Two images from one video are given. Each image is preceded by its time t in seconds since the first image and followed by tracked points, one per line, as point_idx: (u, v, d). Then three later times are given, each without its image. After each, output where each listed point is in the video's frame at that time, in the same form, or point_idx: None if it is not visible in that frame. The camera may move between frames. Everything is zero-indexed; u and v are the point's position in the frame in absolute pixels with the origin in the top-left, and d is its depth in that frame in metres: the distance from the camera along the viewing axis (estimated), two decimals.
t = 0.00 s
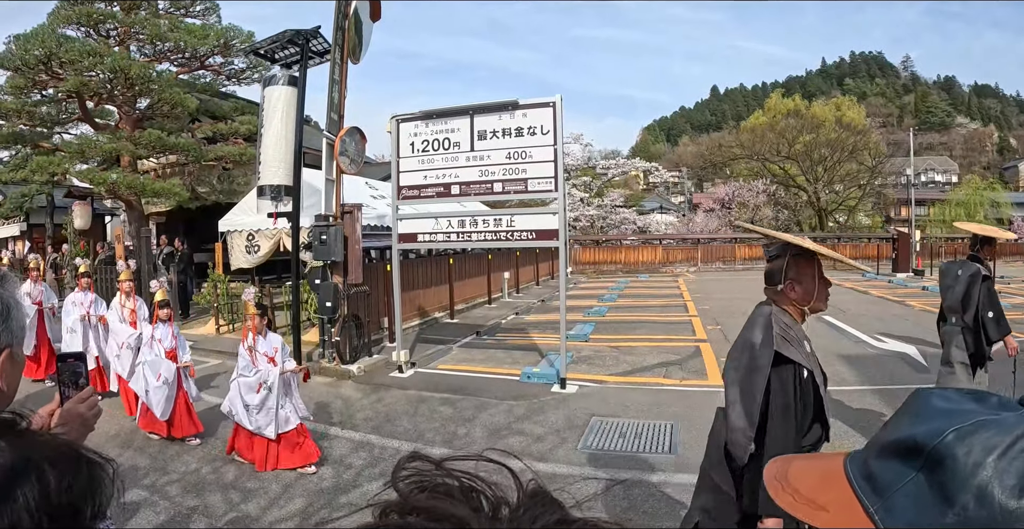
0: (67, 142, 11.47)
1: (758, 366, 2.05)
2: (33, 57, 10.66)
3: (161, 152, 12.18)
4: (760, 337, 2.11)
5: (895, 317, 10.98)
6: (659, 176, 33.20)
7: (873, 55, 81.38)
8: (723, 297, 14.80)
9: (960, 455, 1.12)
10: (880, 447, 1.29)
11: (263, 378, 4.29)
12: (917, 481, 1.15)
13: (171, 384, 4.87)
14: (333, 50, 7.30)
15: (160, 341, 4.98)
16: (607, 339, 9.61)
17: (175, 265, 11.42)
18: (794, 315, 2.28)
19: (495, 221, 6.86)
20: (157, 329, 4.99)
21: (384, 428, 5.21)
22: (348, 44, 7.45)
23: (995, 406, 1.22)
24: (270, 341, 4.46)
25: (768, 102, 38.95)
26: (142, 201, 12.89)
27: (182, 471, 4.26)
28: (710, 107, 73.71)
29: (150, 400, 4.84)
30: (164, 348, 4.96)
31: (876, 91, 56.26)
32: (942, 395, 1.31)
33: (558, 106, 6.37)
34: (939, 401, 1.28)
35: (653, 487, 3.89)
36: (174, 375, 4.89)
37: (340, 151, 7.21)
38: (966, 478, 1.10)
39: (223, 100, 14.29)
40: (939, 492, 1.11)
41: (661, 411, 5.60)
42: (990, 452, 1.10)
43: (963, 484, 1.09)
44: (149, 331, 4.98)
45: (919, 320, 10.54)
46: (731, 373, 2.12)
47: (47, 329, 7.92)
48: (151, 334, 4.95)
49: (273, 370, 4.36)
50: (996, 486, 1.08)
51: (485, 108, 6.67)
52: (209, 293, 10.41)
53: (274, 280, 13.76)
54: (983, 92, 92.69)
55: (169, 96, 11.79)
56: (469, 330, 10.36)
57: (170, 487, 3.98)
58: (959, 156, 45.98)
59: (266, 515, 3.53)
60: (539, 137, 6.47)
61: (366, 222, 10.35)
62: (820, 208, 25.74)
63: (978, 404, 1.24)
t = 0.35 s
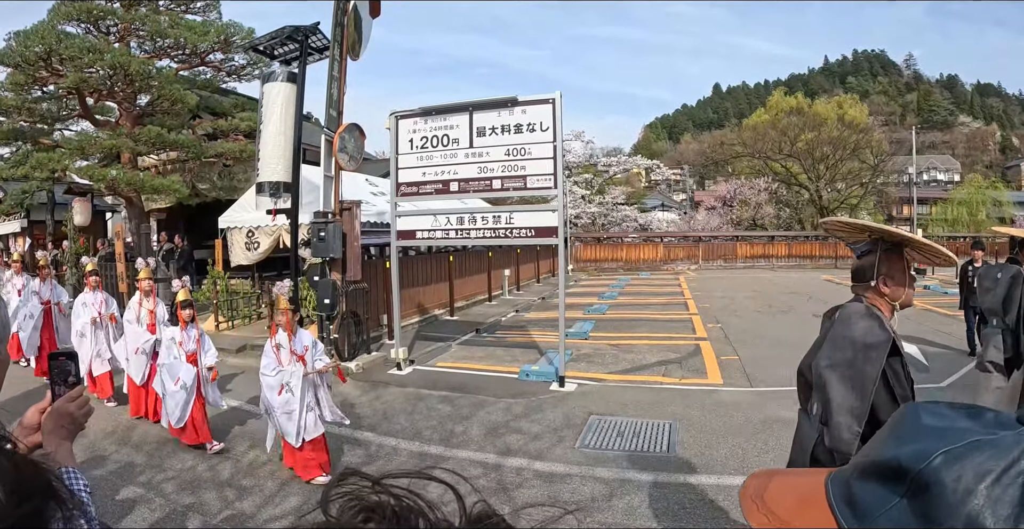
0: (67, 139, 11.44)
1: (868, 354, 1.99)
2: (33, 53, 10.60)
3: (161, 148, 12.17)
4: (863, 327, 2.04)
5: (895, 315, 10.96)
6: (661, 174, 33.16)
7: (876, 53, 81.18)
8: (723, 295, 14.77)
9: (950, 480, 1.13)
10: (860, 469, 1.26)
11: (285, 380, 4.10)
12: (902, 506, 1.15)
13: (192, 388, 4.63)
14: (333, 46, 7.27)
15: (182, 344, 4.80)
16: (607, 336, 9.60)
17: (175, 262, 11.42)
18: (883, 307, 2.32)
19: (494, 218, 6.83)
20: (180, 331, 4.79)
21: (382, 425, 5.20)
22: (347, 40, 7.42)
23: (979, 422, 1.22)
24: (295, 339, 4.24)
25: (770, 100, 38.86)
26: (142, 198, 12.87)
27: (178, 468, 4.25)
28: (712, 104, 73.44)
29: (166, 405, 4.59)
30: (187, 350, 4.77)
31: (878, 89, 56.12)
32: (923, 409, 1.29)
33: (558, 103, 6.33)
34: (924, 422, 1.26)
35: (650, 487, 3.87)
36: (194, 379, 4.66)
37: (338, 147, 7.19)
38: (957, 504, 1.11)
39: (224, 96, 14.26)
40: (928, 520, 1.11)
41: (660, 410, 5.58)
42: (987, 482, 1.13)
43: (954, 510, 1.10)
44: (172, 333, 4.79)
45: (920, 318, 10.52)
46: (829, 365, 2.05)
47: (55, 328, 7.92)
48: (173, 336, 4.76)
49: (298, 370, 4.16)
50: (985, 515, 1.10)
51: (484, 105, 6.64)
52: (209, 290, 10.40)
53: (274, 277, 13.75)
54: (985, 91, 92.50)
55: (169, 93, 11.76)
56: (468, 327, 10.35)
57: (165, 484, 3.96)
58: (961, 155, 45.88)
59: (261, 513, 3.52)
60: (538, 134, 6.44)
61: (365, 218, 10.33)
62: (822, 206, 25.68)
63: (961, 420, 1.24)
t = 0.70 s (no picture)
0: (67, 137, 11.43)
1: (972, 342, 2.34)
2: (33, 51, 10.57)
3: (161, 146, 12.15)
4: (960, 318, 2.38)
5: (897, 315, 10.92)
6: (663, 172, 33.09)
7: (879, 51, 80.93)
8: (724, 294, 14.74)
9: (931, 519, 1.34)
10: (843, 494, 1.47)
11: (324, 391, 3.86)
12: None
13: (214, 389, 4.42)
14: (331, 44, 7.23)
15: (201, 346, 4.63)
16: (607, 335, 9.56)
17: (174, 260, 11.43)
18: (972, 300, 2.59)
19: (493, 217, 6.80)
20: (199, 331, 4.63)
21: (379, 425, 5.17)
22: (346, 38, 7.39)
23: (969, 458, 1.48)
24: (330, 345, 3.98)
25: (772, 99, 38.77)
26: (142, 196, 12.85)
27: (174, 467, 4.24)
28: (715, 103, 73.24)
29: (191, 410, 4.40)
30: (206, 351, 4.59)
31: (881, 88, 55.92)
32: (921, 439, 1.56)
33: (557, 100, 6.29)
34: (917, 447, 1.52)
35: (646, 489, 3.84)
36: (217, 378, 4.46)
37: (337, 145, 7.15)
38: None
39: (224, 94, 14.23)
40: None
41: (659, 410, 5.55)
42: (971, 517, 1.35)
43: None
44: (190, 334, 4.64)
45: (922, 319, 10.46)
46: (929, 358, 2.39)
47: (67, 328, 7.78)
48: (191, 336, 4.61)
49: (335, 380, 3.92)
50: None
51: (484, 102, 6.61)
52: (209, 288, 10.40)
53: (274, 275, 13.74)
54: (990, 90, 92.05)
55: (168, 90, 11.73)
56: (468, 325, 10.33)
57: (161, 483, 3.95)
58: (964, 154, 45.71)
59: (256, 513, 3.50)
60: (537, 132, 6.41)
61: (365, 216, 10.31)
62: (824, 204, 25.63)
63: (956, 454, 1.49)
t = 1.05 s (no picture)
0: (68, 134, 11.42)
1: None
2: (34, 49, 10.59)
3: (161, 144, 12.14)
4: None
5: (899, 314, 10.90)
6: (665, 170, 33.04)
7: (882, 49, 80.67)
8: (725, 293, 14.70)
9: None
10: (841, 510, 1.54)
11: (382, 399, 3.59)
12: None
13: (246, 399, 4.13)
14: (332, 41, 7.21)
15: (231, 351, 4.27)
16: (608, 334, 9.55)
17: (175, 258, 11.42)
18: None
19: (493, 215, 6.78)
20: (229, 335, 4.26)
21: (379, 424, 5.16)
22: (347, 35, 7.37)
23: (972, 474, 1.52)
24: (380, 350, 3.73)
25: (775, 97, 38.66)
26: (143, 193, 12.85)
27: (174, 465, 4.23)
28: (717, 101, 73.11)
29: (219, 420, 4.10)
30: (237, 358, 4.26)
31: (883, 85, 55.75)
32: (923, 453, 1.61)
33: (558, 98, 6.28)
34: (919, 461, 1.58)
35: (645, 488, 3.83)
36: (249, 388, 4.15)
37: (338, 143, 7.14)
38: None
39: (226, 91, 14.21)
40: None
41: (659, 410, 5.53)
42: None
43: None
44: (218, 338, 4.25)
45: (924, 318, 10.42)
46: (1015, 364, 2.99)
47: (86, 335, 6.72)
48: (221, 341, 4.21)
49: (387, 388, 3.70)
50: None
51: (485, 100, 6.60)
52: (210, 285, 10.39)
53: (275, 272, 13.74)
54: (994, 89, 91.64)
55: (170, 88, 11.72)
56: (468, 323, 10.31)
57: (160, 482, 3.95)
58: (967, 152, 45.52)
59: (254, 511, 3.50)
60: (538, 130, 6.39)
61: (365, 214, 10.29)
62: (826, 203, 25.56)
63: (959, 470, 1.54)
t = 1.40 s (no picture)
0: (69, 132, 11.42)
1: None
2: (35, 47, 10.64)
3: (163, 141, 12.13)
4: None
5: (902, 313, 10.87)
6: (667, 168, 32.99)
7: (885, 47, 80.41)
8: (728, 291, 14.69)
9: None
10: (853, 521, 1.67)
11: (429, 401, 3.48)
12: None
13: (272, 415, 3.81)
14: (334, 38, 7.20)
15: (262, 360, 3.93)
16: (610, 332, 9.54)
17: (176, 255, 11.45)
18: None
19: (495, 213, 6.77)
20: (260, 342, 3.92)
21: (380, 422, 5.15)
22: (348, 32, 7.37)
23: (979, 487, 1.69)
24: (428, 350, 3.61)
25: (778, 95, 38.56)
26: (145, 191, 12.86)
27: (174, 463, 4.23)
28: (719, 99, 72.93)
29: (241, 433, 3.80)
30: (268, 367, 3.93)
31: (887, 83, 55.59)
32: (927, 471, 1.79)
33: (560, 96, 6.27)
34: (927, 474, 1.77)
35: (645, 487, 3.83)
36: (274, 402, 3.83)
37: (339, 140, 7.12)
38: None
39: (228, 89, 14.21)
40: None
41: (660, 408, 5.52)
42: None
43: None
44: (248, 346, 3.89)
45: (926, 317, 10.39)
46: None
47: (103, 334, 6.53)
48: (252, 350, 3.87)
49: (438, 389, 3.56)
50: None
51: (486, 97, 6.58)
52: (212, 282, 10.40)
53: (277, 269, 13.74)
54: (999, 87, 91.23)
55: (171, 85, 11.71)
56: (470, 321, 10.31)
57: (160, 479, 3.95)
58: (970, 150, 45.36)
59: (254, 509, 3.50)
60: (539, 127, 6.37)
61: (367, 212, 10.29)
62: (828, 201, 25.51)
63: (967, 483, 1.72)
